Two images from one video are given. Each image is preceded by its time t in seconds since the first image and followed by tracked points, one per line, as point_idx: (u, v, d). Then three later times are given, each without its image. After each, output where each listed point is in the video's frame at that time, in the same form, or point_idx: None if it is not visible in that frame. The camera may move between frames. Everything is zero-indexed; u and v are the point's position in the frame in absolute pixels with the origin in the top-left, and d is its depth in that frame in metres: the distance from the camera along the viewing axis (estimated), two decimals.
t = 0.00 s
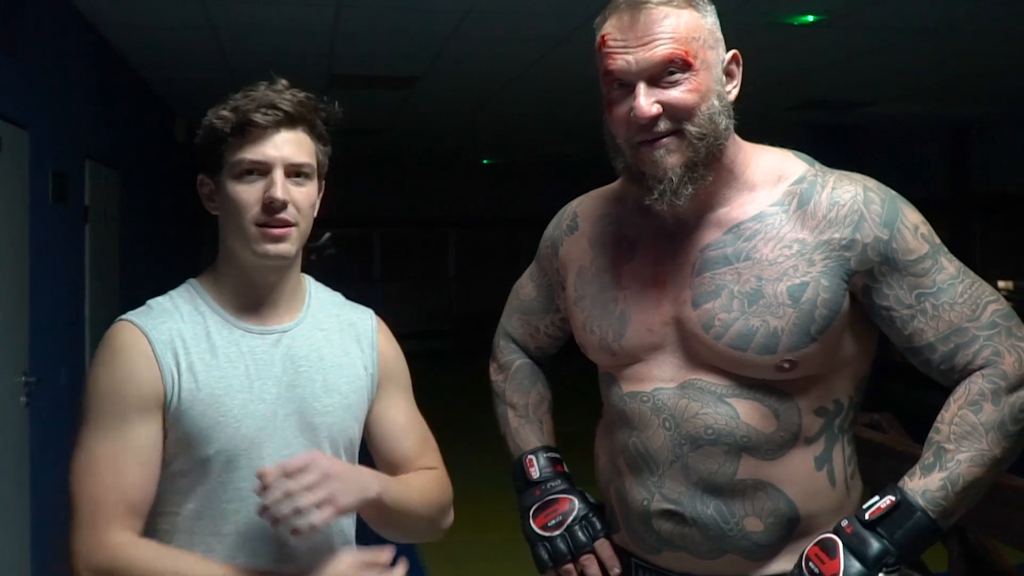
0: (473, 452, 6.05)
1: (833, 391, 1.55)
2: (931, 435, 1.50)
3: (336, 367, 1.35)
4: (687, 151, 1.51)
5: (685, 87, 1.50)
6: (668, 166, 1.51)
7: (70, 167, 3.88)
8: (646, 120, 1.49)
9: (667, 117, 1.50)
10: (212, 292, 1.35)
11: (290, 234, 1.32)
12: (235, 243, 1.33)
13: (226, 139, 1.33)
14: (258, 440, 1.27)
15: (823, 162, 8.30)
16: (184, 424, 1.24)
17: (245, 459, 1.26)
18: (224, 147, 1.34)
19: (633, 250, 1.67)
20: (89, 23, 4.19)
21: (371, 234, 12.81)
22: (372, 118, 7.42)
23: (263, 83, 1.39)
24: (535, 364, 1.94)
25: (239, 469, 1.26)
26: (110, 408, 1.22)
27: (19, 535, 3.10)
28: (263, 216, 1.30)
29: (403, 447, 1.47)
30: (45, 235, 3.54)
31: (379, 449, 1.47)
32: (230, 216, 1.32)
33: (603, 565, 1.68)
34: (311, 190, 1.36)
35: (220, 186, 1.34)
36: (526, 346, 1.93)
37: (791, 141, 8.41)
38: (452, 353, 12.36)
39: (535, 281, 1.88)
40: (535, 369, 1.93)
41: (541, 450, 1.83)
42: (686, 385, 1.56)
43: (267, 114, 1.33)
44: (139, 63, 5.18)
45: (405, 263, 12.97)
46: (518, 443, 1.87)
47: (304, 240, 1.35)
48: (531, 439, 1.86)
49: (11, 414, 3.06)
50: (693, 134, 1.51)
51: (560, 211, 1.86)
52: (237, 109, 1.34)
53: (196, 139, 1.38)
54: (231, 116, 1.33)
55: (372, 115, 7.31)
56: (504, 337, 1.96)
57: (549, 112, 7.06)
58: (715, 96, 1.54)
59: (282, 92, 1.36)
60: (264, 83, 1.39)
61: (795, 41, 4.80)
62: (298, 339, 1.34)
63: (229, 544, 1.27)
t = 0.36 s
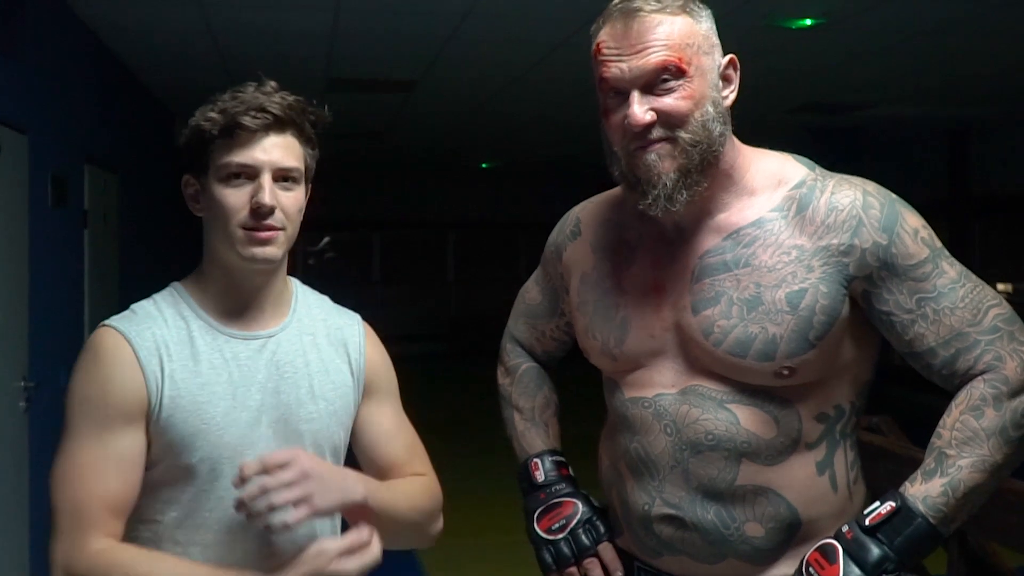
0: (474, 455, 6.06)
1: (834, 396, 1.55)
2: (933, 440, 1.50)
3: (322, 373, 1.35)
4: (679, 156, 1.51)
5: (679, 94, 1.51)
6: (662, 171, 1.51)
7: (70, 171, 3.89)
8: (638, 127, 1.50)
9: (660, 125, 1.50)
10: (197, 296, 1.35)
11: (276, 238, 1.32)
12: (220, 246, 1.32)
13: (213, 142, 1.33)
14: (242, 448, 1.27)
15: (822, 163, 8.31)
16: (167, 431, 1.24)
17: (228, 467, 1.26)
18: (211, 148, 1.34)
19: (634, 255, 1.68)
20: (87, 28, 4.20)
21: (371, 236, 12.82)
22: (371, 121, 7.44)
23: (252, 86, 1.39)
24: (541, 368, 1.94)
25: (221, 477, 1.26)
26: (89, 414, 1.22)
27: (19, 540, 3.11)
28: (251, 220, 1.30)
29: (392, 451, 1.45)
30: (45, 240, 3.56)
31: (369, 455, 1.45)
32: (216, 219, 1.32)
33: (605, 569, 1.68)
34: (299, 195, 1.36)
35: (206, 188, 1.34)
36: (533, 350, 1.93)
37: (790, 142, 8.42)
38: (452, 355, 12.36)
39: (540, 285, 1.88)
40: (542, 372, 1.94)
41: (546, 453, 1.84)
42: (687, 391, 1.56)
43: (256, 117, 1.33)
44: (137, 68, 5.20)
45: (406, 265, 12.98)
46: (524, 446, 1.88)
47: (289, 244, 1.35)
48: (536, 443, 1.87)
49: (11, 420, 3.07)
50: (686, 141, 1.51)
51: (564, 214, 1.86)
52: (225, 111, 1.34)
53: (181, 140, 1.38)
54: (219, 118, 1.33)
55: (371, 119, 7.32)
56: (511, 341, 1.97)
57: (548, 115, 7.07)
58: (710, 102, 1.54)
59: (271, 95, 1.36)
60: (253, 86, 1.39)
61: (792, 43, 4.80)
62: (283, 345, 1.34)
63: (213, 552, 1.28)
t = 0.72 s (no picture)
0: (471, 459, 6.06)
1: (835, 403, 1.55)
2: (934, 446, 1.51)
3: (333, 383, 1.39)
4: (628, 175, 1.54)
5: (619, 115, 1.53)
6: (616, 189, 1.57)
7: (69, 175, 3.90)
8: (587, 144, 1.56)
9: (606, 144, 1.55)
10: (211, 301, 1.35)
11: (305, 267, 1.33)
12: (245, 265, 1.33)
13: (253, 162, 1.31)
14: (254, 455, 1.30)
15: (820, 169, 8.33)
16: (182, 436, 1.26)
17: (241, 473, 1.29)
18: (247, 167, 1.32)
19: (635, 259, 1.68)
20: (88, 31, 4.20)
21: (369, 239, 12.83)
22: (370, 125, 7.45)
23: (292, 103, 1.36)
24: (540, 372, 1.94)
25: (235, 482, 1.29)
26: (92, 417, 1.23)
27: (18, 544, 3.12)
28: (283, 250, 1.31)
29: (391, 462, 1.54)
30: (43, 242, 3.56)
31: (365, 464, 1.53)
32: (245, 240, 1.32)
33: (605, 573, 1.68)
34: (329, 224, 1.36)
35: (237, 205, 1.33)
36: (532, 354, 1.93)
37: (788, 148, 8.44)
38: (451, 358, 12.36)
39: (541, 288, 1.88)
40: (541, 377, 1.93)
41: (545, 457, 1.85)
42: (690, 397, 1.56)
43: (299, 146, 1.31)
44: (137, 72, 5.20)
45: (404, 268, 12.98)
46: (524, 449, 1.89)
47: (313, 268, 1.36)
48: (536, 447, 1.88)
49: (10, 424, 3.08)
50: (631, 162, 1.53)
51: (565, 218, 1.86)
52: (268, 132, 1.31)
53: (213, 146, 1.35)
54: (261, 141, 1.30)
55: (369, 123, 7.33)
56: (509, 344, 1.96)
57: (547, 120, 7.09)
58: (656, 120, 1.52)
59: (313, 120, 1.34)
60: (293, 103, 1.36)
61: (791, 49, 4.81)
62: (296, 353, 1.38)
63: (220, 556, 1.30)
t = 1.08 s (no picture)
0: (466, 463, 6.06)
1: (828, 405, 1.55)
2: (925, 449, 1.52)
3: (350, 434, 1.53)
4: (626, 187, 1.55)
5: (612, 129, 1.53)
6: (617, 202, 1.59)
7: (64, 178, 3.89)
8: (582, 159, 1.57)
9: (600, 157, 1.55)
10: (254, 331, 1.49)
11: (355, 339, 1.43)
12: (301, 324, 1.42)
13: (327, 249, 1.34)
14: (253, 485, 1.45)
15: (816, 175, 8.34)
16: (194, 452, 1.42)
17: (239, 496, 1.45)
18: (321, 251, 1.35)
19: (628, 263, 1.69)
20: (84, 35, 4.20)
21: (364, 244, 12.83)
22: (366, 129, 7.44)
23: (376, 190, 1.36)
24: (534, 377, 1.94)
25: (232, 502, 1.45)
26: (117, 418, 1.39)
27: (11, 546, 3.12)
28: (337, 327, 1.40)
29: (427, 532, 1.61)
30: (39, 246, 3.56)
31: (403, 519, 1.61)
32: (305, 306, 1.40)
33: None
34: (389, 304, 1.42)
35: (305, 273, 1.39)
36: (526, 358, 1.93)
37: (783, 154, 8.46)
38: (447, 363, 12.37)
39: (534, 293, 1.88)
40: (534, 380, 1.94)
41: (538, 462, 1.86)
42: (682, 398, 1.56)
43: (373, 249, 1.32)
44: (133, 75, 5.19)
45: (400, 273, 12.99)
46: (518, 454, 1.90)
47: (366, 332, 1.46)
48: (529, 451, 1.89)
49: (4, 427, 3.08)
50: (627, 173, 1.54)
51: (559, 223, 1.87)
52: (345, 228, 1.33)
53: (297, 210, 1.39)
54: (338, 235, 1.33)
55: (365, 127, 7.33)
56: (503, 348, 1.97)
57: (544, 124, 7.09)
58: (647, 130, 1.53)
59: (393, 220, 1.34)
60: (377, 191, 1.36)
61: (786, 54, 4.82)
62: (318, 398, 1.52)
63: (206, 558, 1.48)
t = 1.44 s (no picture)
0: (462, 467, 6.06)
1: (819, 407, 1.56)
2: (914, 452, 1.53)
3: (327, 440, 1.45)
4: (632, 206, 1.56)
5: (615, 154, 1.53)
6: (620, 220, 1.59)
7: (59, 180, 3.89)
8: (586, 185, 1.57)
9: (606, 180, 1.55)
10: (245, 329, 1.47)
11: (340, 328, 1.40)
12: (287, 316, 1.41)
13: (307, 230, 1.35)
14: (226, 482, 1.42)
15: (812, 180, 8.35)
16: (169, 443, 1.41)
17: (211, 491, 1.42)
18: (302, 233, 1.37)
19: (622, 267, 1.69)
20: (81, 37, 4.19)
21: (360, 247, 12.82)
22: (363, 133, 7.44)
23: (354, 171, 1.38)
24: (530, 380, 1.95)
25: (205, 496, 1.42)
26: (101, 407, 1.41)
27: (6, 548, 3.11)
28: (321, 313, 1.38)
29: None
30: (33, 247, 3.55)
31: (381, 538, 1.49)
32: (290, 294, 1.40)
33: None
34: (374, 292, 1.40)
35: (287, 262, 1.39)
36: (521, 361, 1.94)
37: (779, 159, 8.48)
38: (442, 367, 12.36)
39: (529, 297, 1.88)
40: (529, 384, 1.94)
41: (533, 465, 1.87)
42: (674, 400, 1.57)
43: (351, 224, 1.33)
44: (130, 77, 5.19)
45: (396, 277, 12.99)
46: (513, 456, 1.91)
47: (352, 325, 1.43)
48: (524, 455, 1.90)
49: None
50: (634, 194, 1.54)
51: (554, 228, 1.88)
52: (323, 206, 1.34)
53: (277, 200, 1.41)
54: (317, 214, 1.34)
55: (362, 130, 7.33)
56: (499, 352, 1.97)
57: (541, 128, 7.09)
58: (649, 149, 1.53)
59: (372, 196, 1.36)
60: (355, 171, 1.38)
61: (783, 60, 4.83)
62: (303, 399, 1.45)
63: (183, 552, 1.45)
